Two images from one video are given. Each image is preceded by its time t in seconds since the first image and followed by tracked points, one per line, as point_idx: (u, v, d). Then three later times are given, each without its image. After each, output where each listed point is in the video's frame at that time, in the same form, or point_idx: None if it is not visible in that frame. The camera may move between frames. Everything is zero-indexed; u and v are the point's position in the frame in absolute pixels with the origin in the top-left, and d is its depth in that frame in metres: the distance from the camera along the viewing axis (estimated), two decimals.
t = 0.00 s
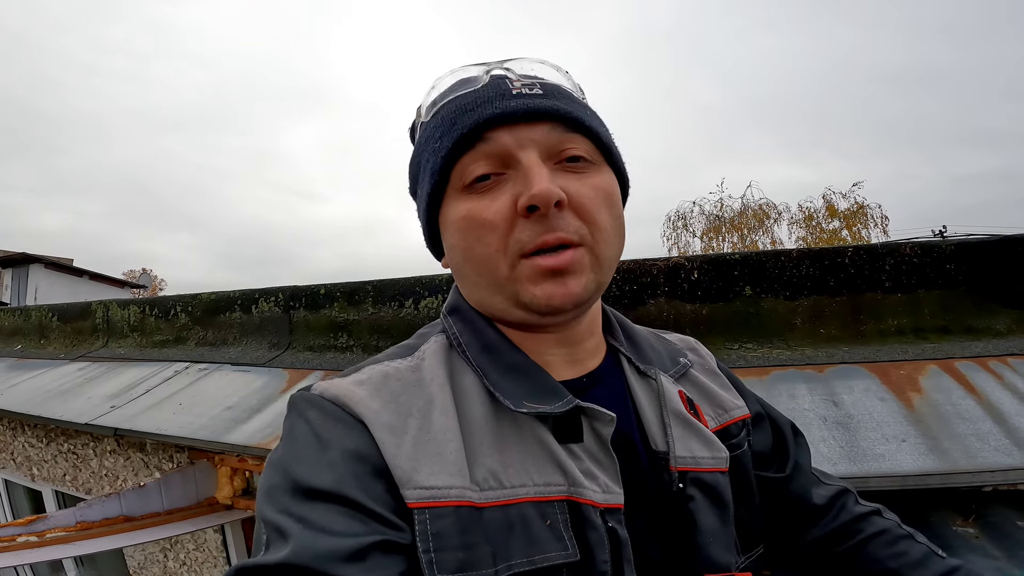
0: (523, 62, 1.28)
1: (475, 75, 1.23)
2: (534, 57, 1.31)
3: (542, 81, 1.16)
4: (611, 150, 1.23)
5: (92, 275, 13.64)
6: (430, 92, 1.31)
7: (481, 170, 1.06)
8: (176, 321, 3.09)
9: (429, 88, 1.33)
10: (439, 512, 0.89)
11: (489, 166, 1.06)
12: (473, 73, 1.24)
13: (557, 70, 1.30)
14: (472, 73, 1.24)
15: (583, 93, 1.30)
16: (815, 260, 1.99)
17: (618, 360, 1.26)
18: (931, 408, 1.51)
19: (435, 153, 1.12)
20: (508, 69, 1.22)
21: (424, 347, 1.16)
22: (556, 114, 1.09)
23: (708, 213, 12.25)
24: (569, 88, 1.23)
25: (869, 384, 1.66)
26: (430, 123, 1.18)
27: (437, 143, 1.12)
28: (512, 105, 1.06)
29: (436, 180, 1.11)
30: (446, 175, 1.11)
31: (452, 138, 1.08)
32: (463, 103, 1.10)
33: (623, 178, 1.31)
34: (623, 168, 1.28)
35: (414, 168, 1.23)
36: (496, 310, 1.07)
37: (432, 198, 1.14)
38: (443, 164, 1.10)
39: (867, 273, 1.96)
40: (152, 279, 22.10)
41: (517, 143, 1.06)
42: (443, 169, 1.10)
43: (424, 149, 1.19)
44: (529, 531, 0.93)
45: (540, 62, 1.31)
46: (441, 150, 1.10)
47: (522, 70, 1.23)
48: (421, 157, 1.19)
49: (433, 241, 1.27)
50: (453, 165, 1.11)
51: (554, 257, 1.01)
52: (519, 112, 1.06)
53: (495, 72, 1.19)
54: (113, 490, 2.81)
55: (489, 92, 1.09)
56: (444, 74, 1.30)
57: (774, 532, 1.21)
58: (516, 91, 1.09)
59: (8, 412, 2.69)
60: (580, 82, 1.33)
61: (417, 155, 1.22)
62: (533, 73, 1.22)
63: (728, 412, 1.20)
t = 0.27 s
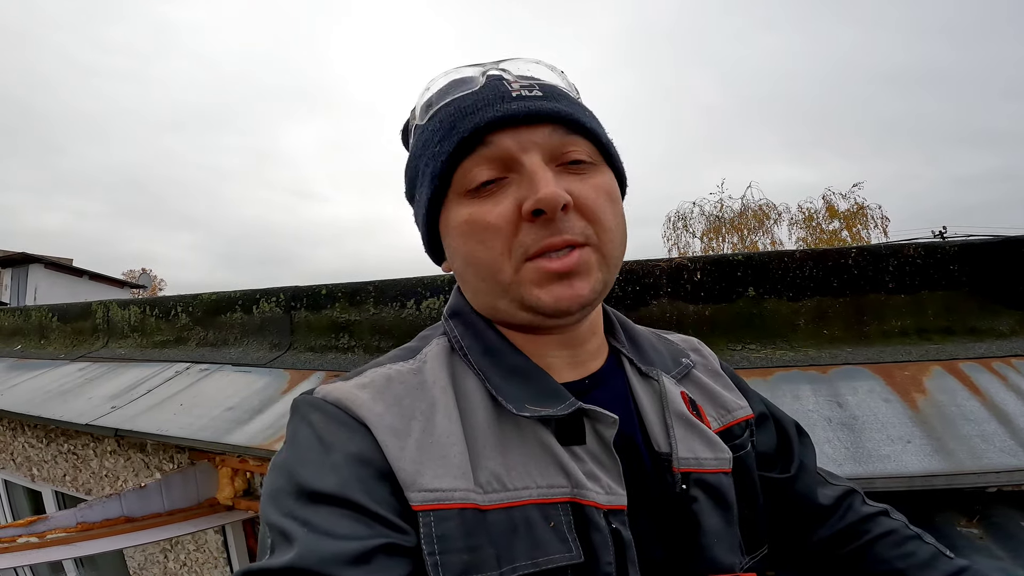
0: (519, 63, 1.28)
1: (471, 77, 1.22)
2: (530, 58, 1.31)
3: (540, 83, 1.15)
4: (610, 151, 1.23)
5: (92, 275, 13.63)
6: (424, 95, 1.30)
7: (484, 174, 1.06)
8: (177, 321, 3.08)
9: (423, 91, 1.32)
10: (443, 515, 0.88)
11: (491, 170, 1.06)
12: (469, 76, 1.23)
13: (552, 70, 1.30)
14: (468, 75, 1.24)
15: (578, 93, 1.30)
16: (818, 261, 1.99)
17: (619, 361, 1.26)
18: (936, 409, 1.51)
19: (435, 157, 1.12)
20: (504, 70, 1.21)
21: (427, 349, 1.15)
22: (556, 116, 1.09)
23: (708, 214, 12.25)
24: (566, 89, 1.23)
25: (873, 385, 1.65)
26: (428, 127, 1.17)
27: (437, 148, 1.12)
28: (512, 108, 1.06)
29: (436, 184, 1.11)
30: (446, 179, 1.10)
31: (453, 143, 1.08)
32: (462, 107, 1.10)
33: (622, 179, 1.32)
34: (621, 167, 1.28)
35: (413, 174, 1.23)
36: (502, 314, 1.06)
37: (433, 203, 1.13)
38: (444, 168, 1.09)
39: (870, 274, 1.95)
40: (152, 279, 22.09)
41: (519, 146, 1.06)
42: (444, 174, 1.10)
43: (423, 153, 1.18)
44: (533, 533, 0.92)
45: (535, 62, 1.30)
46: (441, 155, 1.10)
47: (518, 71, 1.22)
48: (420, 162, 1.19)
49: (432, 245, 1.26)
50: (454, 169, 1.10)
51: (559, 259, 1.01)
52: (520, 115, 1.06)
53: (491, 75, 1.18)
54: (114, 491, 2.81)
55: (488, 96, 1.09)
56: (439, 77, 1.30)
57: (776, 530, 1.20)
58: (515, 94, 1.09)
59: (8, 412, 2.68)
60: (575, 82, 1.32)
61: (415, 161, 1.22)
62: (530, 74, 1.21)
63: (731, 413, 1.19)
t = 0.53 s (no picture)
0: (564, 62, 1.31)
1: (530, 62, 1.22)
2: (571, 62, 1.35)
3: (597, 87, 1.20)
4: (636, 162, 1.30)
5: (91, 275, 13.60)
6: (480, 65, 1.25)
7: (549, 155, 1.06)
8: (179, 320, 3.08)
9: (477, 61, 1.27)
10: (449, 511, 0.88)
11: (556, 153, 1.06)
12: (528, 60, 1.22)
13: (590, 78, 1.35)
14: (523, 60, 1.23)
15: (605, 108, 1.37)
16: (822, 258, 1.99)
17: (623, 355, 1.26)
18: (942, 406, 1.51)
19: (496, 127, 1.07)
20: (563, 66, 1.23)
21: (430, 347, 1.15)
22: (617, 119, 1.14)
23: (708, 214, 12.26)
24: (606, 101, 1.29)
25: (879, 382, 1.66)
26: (485, 94, 1.12)
27: (500, 118, 1.08)
28: (587, 102, 1.09)
29: (494, 156, 1.06)
30: (506, 153, 1.07)
31: (525, 117, 1.05)
32: (537, 87, 1.09)
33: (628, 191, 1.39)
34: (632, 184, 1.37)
35: (448, 138, 1.15)
36: (538, 299, 1.06)
37: (480, 175, 1.08)
38: (508, 140, 1.05)
39: (874, 272, 1.96)
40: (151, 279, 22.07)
41: (587, 137, 1.08)
42: (505, 145, 1.06)
43: (471, 119, 1.12)
44: (539, 529, 0.92)
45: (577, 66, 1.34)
46: (507, 125, 1.06)
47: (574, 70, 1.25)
48: (466, 128, 1.12)
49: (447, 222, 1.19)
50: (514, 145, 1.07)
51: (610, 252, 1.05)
52: (594, 109, 1.09)
53: (554, 66, 1.20)
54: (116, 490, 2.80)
55: (561, 84, 1.10)
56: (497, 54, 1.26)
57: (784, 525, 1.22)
58: (585, 90, 1.12)
59: (10, 411, 2.68)
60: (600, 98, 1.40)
61: (456, 125, 1.14)
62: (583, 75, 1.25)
63: (736, 405, 1.19)
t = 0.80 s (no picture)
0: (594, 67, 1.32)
1: (568, 60, 1.20)
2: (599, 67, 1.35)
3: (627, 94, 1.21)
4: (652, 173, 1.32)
5: (91, 275, 13.58)
6: (518, 55, 1.23)
7: (580, 155, 1.06)
8: (180, 319, 3.07)
9: (517, 50, 1.24)
10: (442, 511, 0.88)
11: (586, 153, 1.06)
12: (565, 57, 1.21)
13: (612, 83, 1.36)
14: (560, 57, 1.22)
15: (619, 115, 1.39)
16: (826, 258, 1.98)
17: (625, 355, 1.25)
18: (947, 405, 1.51)
19: (530, 120, 1.06)
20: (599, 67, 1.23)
21: (427, 346, 1.14)
22: (645, 127, 1.15)
23: (708, 215, 12.26)
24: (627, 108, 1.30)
25: (884, 380, 1.66)
26: (522, 86, 1.11)
27: (536, 112, 1.06)
28: (623, 108, 1.09)
29: (524, 148, 1.05)
30: (535, 147, 1.06)
31: (562, 115, 1.05)
32: (574, 85, 1.08)
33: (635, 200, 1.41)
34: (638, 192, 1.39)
35: (475, 121, 1.12)
36: (552, 296, 1.06)
37: (505, 165, 1.07)
38: (539, 134, 1.05)
39: (877, 272, 1.95)
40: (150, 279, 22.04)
41: (617, 142, 1.09)
42: (537, 140, 1.05)
43: (504, 108, 1.10)
44: (536, 531, 0.91)
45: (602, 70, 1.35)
46: (543, 121, 1.05)
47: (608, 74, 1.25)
48: (496, 115, 1.10)
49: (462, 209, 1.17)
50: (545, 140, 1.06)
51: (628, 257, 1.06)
52: (626, 115, 1.10)
53: (590, 68, 1.19)
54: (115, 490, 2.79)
55: (599, 87, 1.10)
56: (536, 46, 1.24)
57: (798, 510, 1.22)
58: (620, 96, 1.12)
59: (9, 411, 2.67)
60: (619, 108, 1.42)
61: (487, 110, 1.12)
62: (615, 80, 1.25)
63: (740, 405, 1.18)
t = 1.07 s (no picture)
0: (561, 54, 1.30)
1: (518, 59, 1.21)
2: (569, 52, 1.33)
3: (589, 75, 1.18)
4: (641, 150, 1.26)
5: (90, 276, 13.58)
6: (469, 70, 1.27)
7: (529, 151, 1.06)
8: (182, 319, 3.08)
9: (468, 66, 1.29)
10: (457, 505, 0.89)
11: (538, 148, 1.06)
12: (517, 58, 1.22)
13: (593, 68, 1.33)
14: (514, 58, 1.22)
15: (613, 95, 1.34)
16: (827, 256, 1.99)
17: (631, 351, 1.25)
18: (948, 402, 1.52)
19: (478, 127, 1.09)
20: (554, 58, 1.22)
21: (437, 342, 1.15)
22: (606, 106, 1.11)
23: (708, 215, 12.28)
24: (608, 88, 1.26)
25: (885, 378, 1.67)
26: (469, 100, 1.15)
27: (482, 120, 1.09)
28: (570, 93, 1.07)
29: (477, 155, 1.08)
30: (489, 152, 1.08)
31: (503, 116, 1.06)
32: (516, 83, 1.09)
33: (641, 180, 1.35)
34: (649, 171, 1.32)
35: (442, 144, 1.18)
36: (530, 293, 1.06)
37: (468, 175, 1.10)
38: (488, 139, 1.07)
39: (878, 270, 1.96)
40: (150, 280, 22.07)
41: (568, 129, 1.07)
42: (487, 145, 1.07)
43: (458, 125, 1.15)
44: (548, 524, 0.92)
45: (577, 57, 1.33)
46: (487, 127, 1.07)
47: (567, 62, 1.23)
48: (455, 131, 1.15)
49: (451, 222, 1.22)
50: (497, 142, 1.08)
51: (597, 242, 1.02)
52: (574, 100, 1.07)
53: (542, 60, 1.19)
54: (118, 489, 2.80)
55: (543, 77, 1.09)
56: (487, 56, 1.27)
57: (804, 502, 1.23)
58: (570, 80, 1.10)
59: (12, 410, 2.67)
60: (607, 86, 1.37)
61: (448, 130, 1.17)
62: (577, 66, 1.23)
63: (745, 399, 1.19)
